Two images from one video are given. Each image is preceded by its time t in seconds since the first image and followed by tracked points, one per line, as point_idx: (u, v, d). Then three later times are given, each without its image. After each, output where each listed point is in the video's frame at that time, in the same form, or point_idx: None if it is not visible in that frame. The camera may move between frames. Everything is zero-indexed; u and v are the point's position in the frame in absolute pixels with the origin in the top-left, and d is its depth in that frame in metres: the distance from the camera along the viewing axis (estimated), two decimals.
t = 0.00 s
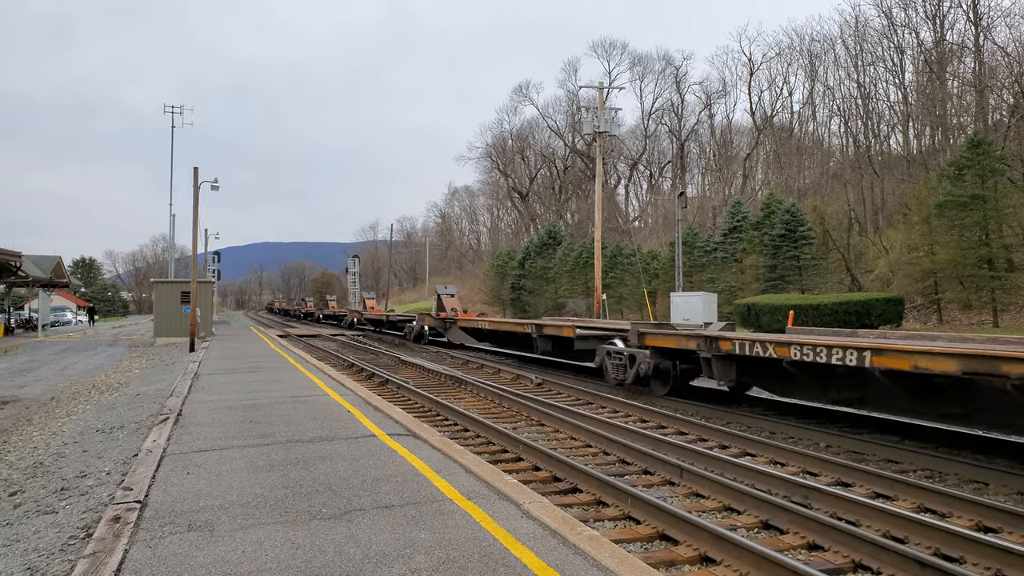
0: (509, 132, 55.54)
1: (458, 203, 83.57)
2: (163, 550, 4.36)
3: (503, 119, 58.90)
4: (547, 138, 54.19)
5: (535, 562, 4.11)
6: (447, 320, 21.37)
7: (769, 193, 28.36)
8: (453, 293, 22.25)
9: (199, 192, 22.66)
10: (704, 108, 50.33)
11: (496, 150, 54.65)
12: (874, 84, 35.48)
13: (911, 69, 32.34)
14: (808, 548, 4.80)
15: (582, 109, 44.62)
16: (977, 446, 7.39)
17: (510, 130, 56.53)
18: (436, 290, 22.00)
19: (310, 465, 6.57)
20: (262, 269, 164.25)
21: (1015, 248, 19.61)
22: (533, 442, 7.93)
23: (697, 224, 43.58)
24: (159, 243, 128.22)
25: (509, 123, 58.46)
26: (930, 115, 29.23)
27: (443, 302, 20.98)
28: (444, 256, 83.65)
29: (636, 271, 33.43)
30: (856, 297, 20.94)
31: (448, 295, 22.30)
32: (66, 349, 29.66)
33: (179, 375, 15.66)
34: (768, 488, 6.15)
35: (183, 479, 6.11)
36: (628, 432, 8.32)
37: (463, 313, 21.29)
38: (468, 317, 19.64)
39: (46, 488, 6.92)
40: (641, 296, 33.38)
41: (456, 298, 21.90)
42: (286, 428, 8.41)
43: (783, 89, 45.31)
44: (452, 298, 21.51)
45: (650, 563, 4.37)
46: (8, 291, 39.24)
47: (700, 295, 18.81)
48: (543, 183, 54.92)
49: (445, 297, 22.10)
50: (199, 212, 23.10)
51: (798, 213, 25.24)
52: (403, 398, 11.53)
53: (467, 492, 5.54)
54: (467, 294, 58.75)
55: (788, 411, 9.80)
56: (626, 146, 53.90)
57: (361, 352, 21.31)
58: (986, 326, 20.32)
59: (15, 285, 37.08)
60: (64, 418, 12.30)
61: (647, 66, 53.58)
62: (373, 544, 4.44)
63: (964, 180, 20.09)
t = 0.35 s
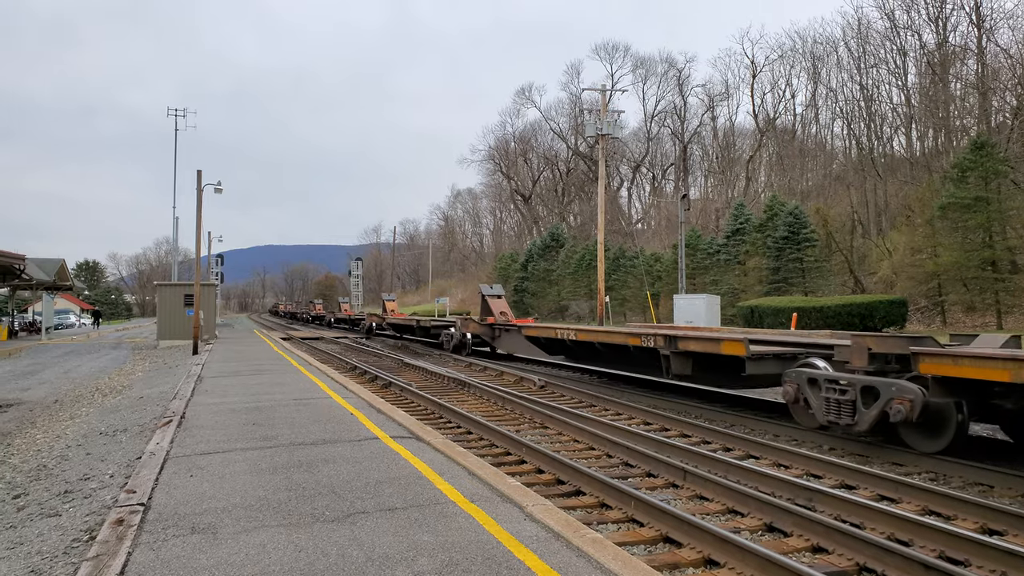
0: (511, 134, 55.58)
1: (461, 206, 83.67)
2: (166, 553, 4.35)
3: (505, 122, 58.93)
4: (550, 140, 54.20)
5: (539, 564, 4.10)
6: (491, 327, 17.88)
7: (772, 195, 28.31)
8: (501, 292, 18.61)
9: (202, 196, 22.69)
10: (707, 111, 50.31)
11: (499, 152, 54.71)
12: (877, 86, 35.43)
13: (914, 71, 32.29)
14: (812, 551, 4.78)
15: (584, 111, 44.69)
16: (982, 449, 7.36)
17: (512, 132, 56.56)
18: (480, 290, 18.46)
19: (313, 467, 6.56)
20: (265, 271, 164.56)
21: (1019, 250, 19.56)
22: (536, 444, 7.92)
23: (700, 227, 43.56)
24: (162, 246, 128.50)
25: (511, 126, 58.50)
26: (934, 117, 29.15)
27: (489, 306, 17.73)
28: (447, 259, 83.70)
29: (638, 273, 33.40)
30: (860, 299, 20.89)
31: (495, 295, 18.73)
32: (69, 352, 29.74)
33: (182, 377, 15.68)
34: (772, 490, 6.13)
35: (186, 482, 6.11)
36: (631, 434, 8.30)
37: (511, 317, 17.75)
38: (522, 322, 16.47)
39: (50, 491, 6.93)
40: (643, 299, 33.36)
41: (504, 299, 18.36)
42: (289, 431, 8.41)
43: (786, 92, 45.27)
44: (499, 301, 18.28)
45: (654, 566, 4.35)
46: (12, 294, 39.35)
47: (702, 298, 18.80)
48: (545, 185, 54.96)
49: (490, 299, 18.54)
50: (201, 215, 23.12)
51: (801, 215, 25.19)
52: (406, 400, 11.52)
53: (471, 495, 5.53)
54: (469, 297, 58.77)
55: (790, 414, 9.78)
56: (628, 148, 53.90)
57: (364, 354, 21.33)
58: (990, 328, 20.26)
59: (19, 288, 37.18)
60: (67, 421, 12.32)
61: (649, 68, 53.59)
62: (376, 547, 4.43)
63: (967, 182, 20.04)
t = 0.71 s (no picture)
0: (509, 133, 55.55)
1: (459, 205, 83.58)
2: (160, 551, 4.31)
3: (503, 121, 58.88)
4: (548, 140, 54.17)
5: (532, 561, 4.06)
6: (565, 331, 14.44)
7: (769, 195, 28.34)
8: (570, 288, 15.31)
9: (198, 193, 22.56)
10: (705, 111, 50.36)
11: (497, 152, 54.71)
12: (875, 87, 35.51)
13: (912, 73, 32.37)
14: (804, 547, 4.75)
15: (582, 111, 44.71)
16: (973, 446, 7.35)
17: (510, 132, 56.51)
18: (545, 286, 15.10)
19: (310, 465, 6.52)
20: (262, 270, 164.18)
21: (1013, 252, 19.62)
22: (533, 442, 7.89)
23: (697, 227, 43.62)
24: (158, 244, 128.09)
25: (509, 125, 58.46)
26: (930, 119, 29.26)
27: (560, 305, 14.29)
28: (444, 258, 83.59)
29: (635, 273, 33.42)
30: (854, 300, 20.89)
31: (563, 292, 15.39)
32: (63, 349, 29.62)
33: (177, 375, 15.59)
34: (766, 487, 6.10)
35: (181, 479, 6.06)
36: (628, 432, 8.26)
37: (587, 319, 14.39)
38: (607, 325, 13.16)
39: (42, 489, 6.87)
40: (640, 298, 33.37)
41: (575, 296, 14.98)
42: (285, 429, 8.37)
43: (784, 93, 45.35)
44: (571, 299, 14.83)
45: (647, 562, 4.32)
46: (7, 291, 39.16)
47: (700, 298, 18.74)
48: (543, 185, 54.95)
49: (558, 296, 15.19)
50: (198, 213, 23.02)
51: (798, 216, 25.22)
52: (402, 399, 11.48)
53: (465, 492, 5.50)
54: (466, 296, 58.75)
55: (786, 412, 9.77)
56: (626, 148, 53.93)
57: (360, 353, 21.30)
58: (984, 329, 20.33)
59: (13, 285, 37.00)
60: (61, 418, 12.26)
61: (647, 68, 53.57)
62: (371, 544, 4.39)
63: (962, 183, 20.09)
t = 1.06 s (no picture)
0: (513, 130, 55.51)
1: (463, 201, 83.57)
2: (169, 545, 4.39)
3: (507, 117, 58.83)
4: (552, 136, 54.11)
5: (539, 558, 4.13)
6: (693, 339, 10.32)
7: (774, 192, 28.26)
8: (694, 279, 11.04)
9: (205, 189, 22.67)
10: (710, 107, 50.20)
11: (501, 148, 54.68)
12: (882, 82, 35.34)
13: (919, 68, 32.20)
14: (811, 546, 4.80)
15: (587, 107, 44.63)
16: (980, 445, 7.41)
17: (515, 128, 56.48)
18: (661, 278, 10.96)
19: (315, 461, 6.61)
20: (266, 266, 164.63)
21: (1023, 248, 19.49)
22: (536, 439, 7.96)
23: (702, 223, 43.55)
24: (164, 240, 128.60)
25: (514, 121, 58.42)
26: (938, 114, 29.09)
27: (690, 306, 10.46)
28: (448, 255, 83.66)
29: (640, 270, 33.40)
30: (862, 297, 20.81)
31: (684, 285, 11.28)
32: (70, 345, 29.81)
33: (184, 372, 15.71)
34: (772, 486, 6.15)
35: (188, 474, 6.15)
36: (632, 430, 8.33)
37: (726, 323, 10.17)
38: (771, 334, 9.10)
39: (53, 483, 6.97)
40: (645, 295, 33.35)
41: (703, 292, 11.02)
42: (290, 425, 8.46)
43: (790, 88, 45.15)
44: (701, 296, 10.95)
45: (653, 561, 4.38)
46: (15, 287, 39.46)
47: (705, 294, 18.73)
48: (547, 181, 54.91)
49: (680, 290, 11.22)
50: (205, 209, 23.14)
51: (804, 212, 25.16)
52: (407, 395, 11.57)
53: (470, 489, 5.57)
54: (470, 293, 58.83)
55: (792, 410, 9.80)
56: (631, 144, 53.83)
57: (365, 350, 21.45)
58: (992, 326, 20.24)
59: (21, 281, 37.26)
60: (70, 414, 12.39)
61: (652, 64, 53.42)
62: (376, 540, 4.46)
63: (972, 179, 20.00)
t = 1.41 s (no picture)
0: (516, 128, 55.46)
1: (465, 199, 83.50)
2: (170, 542, 4.39)
3: (509, 115, 58.77)
4: (554, 134, 54.05)
5: (540, 556, 4.11)
6: (974, 359, 6.91)
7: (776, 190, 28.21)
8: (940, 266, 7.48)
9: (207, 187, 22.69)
10: (713, 105, 50.10)
11: (503, 146, 54.65)
12: (885, 81, 35.21)
13: (922, 67, 32.08)
14: (812, 545, 4.79)
15: (588, 105, 44.56)
16: (982, 445, 7.39)
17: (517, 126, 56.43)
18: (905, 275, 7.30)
19: (317, 458, 6.60)
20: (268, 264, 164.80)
21: None
22: (538, 437, 7.94)
23: (704, 222, 43.53)
24: (166, 238, 128.77)
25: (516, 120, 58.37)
26: (942, 113, 29.00)
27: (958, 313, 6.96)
28: (450, 253, 83.71)
29: (642, 268, 33.38)
30: (863, 297, 20.75)
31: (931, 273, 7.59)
32: (73, 342, 29.86)
33: (186, 369, 15.72)
34: (773, 485, 6.14)
35: (190, 471, 6.15)
36: (633, 428, 8.32)
37: None
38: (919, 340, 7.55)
39: (56, 480, 6.98)
40: (647, 293, 33.33)
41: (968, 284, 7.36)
42: (293, 422, 8.46)
43: (792, 87, 45.06)
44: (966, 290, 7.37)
45: (654, 559, 4.37)
46: (18, 285, 39.54)
47: (707, 293, 18.70)
48: (549, 179, 54.87)
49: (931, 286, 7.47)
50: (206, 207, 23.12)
51: (806, 211, 25.13)
52: (409, 393, 11.57)
53: (472, 486, 5.56)
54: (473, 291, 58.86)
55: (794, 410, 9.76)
56: (633, 143, 53.75)
57: (367, 347, 21.49)
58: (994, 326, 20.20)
59: (24, 278, 37.33)
60: (72, 410, 12.42)
61: (655, 62, 53.32)
62: (378, 537, 4.46)
63: (974, 178, 19.96)
